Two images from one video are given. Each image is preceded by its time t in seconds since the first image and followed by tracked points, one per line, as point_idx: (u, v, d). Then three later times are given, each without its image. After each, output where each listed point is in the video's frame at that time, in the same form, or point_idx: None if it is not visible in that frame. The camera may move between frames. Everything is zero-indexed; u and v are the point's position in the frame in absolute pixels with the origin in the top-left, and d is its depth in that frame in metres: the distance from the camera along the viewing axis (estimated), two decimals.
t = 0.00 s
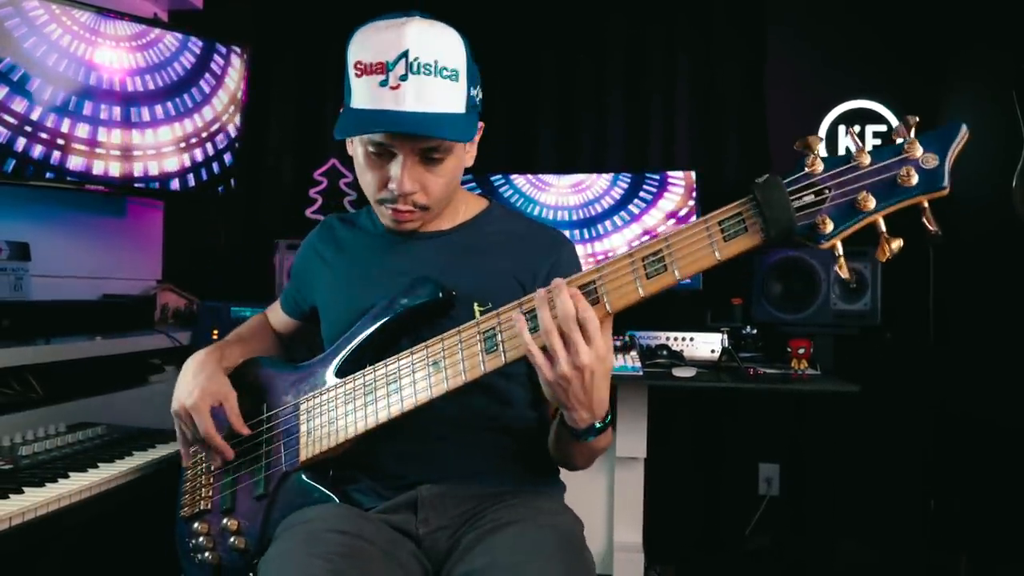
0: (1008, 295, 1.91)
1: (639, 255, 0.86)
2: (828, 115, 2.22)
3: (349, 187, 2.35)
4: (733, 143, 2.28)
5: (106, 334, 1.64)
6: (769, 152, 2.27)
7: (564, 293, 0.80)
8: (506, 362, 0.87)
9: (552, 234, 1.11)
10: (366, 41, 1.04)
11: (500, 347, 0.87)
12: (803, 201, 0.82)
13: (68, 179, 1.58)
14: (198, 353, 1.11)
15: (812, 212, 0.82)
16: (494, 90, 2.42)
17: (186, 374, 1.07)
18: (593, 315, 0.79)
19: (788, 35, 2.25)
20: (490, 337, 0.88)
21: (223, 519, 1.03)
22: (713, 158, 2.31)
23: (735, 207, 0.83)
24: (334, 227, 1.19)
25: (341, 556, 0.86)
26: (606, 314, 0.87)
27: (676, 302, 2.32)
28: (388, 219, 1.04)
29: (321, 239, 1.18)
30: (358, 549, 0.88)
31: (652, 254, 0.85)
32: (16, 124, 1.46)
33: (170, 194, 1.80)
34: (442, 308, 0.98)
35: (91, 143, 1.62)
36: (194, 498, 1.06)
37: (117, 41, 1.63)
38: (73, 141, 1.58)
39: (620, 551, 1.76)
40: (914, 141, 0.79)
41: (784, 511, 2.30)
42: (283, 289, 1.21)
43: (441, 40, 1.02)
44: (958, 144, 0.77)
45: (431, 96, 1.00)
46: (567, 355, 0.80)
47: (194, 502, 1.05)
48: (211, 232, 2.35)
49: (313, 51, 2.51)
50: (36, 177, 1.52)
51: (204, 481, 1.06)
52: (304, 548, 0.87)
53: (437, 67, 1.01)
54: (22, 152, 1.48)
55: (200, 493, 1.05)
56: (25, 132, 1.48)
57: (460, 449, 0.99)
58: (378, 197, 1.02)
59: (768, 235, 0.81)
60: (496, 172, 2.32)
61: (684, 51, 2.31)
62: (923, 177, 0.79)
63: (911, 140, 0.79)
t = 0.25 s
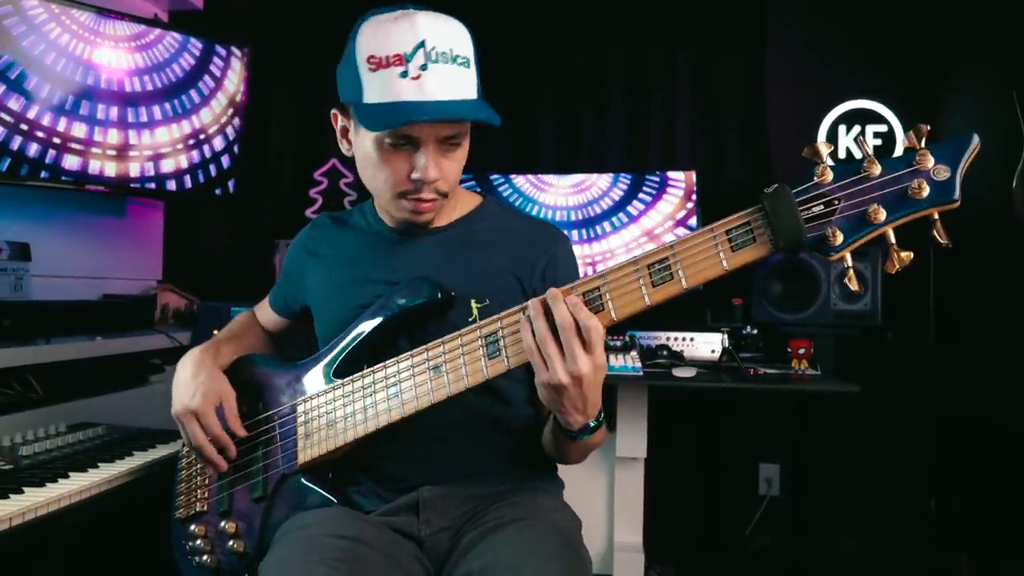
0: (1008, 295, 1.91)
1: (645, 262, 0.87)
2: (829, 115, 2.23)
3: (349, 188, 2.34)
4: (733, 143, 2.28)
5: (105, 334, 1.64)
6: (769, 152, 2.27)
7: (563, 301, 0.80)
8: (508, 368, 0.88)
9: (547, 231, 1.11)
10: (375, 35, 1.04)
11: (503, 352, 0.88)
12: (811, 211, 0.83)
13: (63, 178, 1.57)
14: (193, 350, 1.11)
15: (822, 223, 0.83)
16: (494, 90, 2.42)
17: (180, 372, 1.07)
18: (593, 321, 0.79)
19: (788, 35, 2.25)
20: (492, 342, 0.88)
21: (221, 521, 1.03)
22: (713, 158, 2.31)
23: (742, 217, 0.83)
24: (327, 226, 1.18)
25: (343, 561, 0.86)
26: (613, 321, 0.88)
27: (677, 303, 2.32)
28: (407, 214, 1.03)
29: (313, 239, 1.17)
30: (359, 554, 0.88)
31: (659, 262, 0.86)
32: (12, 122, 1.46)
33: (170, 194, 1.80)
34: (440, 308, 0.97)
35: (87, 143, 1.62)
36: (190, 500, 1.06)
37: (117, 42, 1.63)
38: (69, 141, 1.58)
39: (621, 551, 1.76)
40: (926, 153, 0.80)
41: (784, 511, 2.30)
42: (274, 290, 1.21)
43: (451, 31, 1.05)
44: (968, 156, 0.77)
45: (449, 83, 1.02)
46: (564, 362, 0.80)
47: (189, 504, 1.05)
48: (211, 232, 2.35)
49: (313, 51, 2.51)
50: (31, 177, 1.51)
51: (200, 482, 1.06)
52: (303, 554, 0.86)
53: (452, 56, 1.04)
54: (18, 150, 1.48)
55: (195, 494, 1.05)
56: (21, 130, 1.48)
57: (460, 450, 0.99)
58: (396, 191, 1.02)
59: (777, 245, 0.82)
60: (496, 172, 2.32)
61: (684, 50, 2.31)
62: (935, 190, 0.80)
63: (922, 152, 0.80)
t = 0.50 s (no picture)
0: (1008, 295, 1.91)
1: (657, 263, 0.87)
2: (828, 115, 2.22)
3: (349, 188, 2.37)
4: (733, 143, 2.28)
5: (105, 334, 1.64)
6: (769, 153, 2.27)
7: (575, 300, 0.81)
8: (520, 367, 0.88)
9: (538, 228, 1.12)
10: (399, 33, 1.03)
11: (515, 352, 0.88)
12: (821, 215, 0.84)
13: (57, 177, 1.57)
14: (195, 348, 1.14)
15: (831, 228, 0.84)
16: (494, 89, 2.42)
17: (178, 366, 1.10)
18: (605, 315, 0.80)
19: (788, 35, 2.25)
20: (501, 341, 0.89)
21: (214, 527, 1.03)
22: (713, 158, 2.31)
23: (755, 219, 0.85)
24: (316, 228, 1.18)
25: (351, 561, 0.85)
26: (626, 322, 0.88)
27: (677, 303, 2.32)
28: (418, 214, 1.03)
29: (301, 240, 1.17)
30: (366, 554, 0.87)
31: (671, 263, 0.87)
32: (7, 119, 1.45)
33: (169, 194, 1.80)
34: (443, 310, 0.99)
35: (83, 142, 1.61)
36: (179, 506, 1.06)
37: (117, 41, 1.64)
38: (65, 139, 1.57)
39: (620, 551, 1.76)
40: (929, 160, 0.82)
41: (784, 511, 2.30)
42: (260, 294, 1.21)
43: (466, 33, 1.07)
44: (968, 163, 0.80)
45: (471, 86, 1.04)
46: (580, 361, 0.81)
47: (178, 510, 1.05)
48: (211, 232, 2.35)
49: (313, 50, 2.51)
50: (25, 175, 1.50)
51: (188, 489, 1.06)
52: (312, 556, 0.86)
53: (471, 58, 1.06)
54: (13, 148, 1.47)
55: (185, 501, 1.06)
56: (16, 128, 1.47)
57: (460, 451, 0.99)
58: (409, 190, 1.01)
59: (790, 248, 0.84)
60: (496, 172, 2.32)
61: (684, 50, 2.31)
62: (937, 196, 0.82)
63: (926, 160, 0.82)
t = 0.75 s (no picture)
0: (1007, 295, 1.91)
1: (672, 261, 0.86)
2: (828, 115, 2.22)
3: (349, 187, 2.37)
4: (733, 143, 2.29)
5: (105, 334, 1.64)
6: (769, 153, 2.27)
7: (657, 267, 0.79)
8: (533, 367, 0.88)
9: (528, 221, 1.13)
10: (406, 19, 1.03)
11: (528, 351, 0.89)
12: (828, 218, 0.86)
13: (52, 176, 1.56)
14: (178, 342, 1.14)
15: (838, 231, 0.85)
16: (494, 89, 2.42)
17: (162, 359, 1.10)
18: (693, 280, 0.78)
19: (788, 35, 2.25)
20: (513, 342, 0.89)
21: (209, 535, 1.03)
22: (713, 158, 2.31)
23: (766, 222, 0.85)
24: (304, 228, 1.18)
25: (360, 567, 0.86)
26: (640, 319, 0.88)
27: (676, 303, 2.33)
28: (415, 198, 1.02)
29: (290, 241, 1.17)
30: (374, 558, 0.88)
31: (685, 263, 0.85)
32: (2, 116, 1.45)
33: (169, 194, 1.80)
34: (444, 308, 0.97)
35: (79, 142, 1.60)
36: (165, 515, 1.06)
37: (117, 41, 1.64)
38: (60, 138, 1.56)
39: (620, 551, 1.77)
40: (927, 165, 0.83)
41: (784, 511, 2.31)
42: (246, 296, 1.21)
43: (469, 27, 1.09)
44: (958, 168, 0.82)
45: (475, 76, 1.05)
46: (669, 322, 0.77)
47: (165, 519, 1.05)
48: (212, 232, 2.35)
49: (313, 50, 2.51)
50: (19, 174, 1.50)
51: (175, 497, 1.06)
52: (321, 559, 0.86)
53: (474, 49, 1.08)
54: (8, 146, 1.47)
55: (170, 509, 1.06)
56: (11, 126, 1.47)
57: (461, 452, 0.99)
58: (410, 172, 1.01)
59: (802, 250, 0.84)
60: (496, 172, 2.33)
61: (683, 50, 2.31)
62: (936, 200, 0.83)
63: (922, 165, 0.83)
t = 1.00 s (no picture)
0: (1008, 295, 1.91)
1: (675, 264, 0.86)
2: (829, 115, 2.21)
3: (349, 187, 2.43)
4: (733, 143, 2.29)
5: (106, 334, 1.64)
6: (770, 152, 2.27)
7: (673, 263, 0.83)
8: (536, 367, 0.90)
9: (523, 219, 1.13)
10: (407, 33, 1.01)
11: (531, 351, 0.90)
12: (826, 223, 0.85)
13: (48, 175, 1.54)
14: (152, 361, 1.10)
15: (836, 235, 0.85)
16: (495, 89, 2.42)
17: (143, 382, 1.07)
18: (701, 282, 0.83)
19: (789, 34, 2.25)
20: (517, 343, 0.90)
21: (207, 539, 1.01)
22: (713, 158, 2.31)
23: (766, 224, 0.86)
24: (300, 228, 1.17)
25: (369, 563, 0.85)
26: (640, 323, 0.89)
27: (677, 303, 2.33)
28: (415, 213, 1.03)
29: (284, 242, 1.16)
30: (382, 553, 0.88)
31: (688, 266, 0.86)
32: None
33: (170, 194, 1.80)
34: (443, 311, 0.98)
35: (76, 140, 1.59)
36: (160, 519, 1.03)
37: (118, 41, 1.64)
38: (58, 136, 1.55)
39: (622, 551, 1.77)
40: (919, 172, 0.84)
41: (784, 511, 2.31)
42: (239, 299, 1.21)
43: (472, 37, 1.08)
44: (947, 176, 0.84)
45: (474, 89, 1.05)
46: (680, 320, 0.82)
47: (159, 524, 1.03)
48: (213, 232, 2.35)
49: (313, 49, 2.51)
50: (15, 174, 1.47)
51: (168, 502, 1.04)
52: (328, 559, 0.85)
53: (476, 61, 1.07)
54: (7, 144, 1.45)
55: (166, 514, 1.03)
56: (10, 124, 1.45)
57: (461, 452, 0.99)
58: (410, 189, 1.01)
59: (802, 253, 0.85)
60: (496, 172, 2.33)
61: (684, 50, 2.31)
62: (927, 205, 0.85)
63: (915, 172, 0.84)
